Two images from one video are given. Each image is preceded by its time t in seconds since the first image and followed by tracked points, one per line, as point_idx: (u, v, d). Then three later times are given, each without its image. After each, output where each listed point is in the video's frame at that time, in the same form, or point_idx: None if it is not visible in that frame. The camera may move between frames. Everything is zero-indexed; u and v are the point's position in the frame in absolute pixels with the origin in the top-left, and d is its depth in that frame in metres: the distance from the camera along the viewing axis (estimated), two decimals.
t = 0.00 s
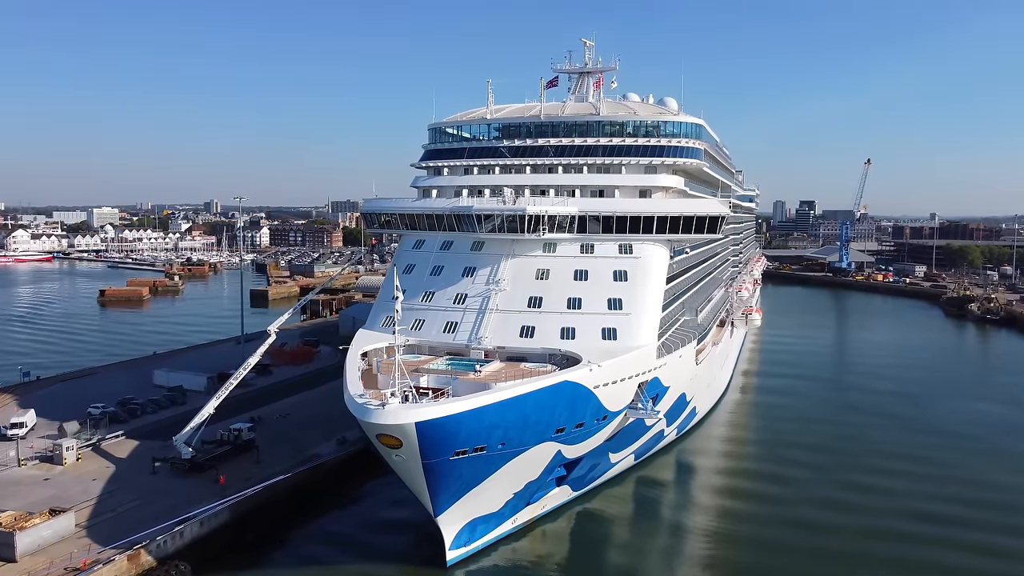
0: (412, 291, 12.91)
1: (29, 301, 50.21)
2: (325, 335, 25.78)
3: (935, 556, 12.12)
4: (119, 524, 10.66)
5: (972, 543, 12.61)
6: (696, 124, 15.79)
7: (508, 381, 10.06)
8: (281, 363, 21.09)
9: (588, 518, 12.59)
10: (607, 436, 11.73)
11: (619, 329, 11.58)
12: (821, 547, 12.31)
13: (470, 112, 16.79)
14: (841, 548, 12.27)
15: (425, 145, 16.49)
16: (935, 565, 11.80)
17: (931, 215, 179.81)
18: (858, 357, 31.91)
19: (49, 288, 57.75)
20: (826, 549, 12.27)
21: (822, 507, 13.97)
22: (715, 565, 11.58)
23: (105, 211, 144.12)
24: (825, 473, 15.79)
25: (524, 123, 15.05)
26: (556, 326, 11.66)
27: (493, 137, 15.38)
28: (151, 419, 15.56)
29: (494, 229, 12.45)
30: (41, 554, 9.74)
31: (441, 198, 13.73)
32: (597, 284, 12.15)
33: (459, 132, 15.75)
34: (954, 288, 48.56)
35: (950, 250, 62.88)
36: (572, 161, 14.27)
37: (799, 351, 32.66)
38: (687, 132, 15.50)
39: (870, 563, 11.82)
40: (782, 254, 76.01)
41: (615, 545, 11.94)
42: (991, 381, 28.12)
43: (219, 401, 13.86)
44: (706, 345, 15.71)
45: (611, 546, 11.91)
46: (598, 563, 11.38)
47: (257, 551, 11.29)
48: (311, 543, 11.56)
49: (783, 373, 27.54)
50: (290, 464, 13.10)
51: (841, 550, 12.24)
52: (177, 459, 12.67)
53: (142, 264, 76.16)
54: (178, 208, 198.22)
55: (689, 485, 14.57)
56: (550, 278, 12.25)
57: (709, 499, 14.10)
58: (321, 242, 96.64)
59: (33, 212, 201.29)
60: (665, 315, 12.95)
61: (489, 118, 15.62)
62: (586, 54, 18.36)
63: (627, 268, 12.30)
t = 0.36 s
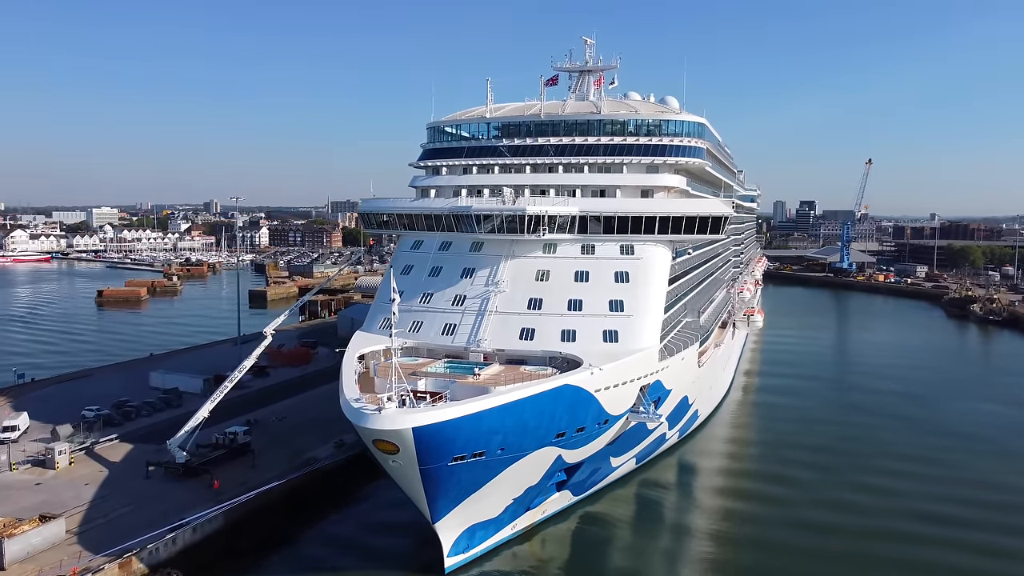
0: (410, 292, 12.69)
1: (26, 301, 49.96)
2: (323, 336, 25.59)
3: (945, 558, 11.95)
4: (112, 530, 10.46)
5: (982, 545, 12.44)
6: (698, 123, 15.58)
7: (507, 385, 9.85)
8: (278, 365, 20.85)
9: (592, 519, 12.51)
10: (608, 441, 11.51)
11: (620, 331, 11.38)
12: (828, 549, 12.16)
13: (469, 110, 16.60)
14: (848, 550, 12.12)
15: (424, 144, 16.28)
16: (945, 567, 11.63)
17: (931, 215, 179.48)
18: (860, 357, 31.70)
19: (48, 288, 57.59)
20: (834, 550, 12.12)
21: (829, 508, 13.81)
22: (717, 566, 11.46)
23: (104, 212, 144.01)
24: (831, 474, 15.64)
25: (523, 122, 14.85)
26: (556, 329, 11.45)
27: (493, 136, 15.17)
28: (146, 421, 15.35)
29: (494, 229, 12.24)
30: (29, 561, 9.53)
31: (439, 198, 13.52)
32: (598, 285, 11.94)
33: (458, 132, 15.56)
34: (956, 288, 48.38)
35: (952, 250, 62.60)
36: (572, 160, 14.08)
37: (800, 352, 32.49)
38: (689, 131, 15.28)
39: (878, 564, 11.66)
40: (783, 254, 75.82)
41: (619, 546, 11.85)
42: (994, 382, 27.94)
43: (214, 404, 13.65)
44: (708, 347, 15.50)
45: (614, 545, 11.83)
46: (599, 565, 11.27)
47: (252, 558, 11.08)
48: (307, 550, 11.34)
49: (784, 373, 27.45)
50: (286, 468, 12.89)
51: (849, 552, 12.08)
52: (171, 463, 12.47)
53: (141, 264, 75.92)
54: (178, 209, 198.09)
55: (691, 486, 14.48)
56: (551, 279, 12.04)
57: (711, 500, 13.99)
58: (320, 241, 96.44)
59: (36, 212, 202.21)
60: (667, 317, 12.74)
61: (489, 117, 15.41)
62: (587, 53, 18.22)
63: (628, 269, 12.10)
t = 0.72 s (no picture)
0: (408, 294, 12.50)
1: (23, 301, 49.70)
2: (322, 337, 25.40)
3: (959, 561, 11.87)
4: (104, 537, 10.27)
5: (996, 547, 12.37)
6: (700, 122, 15.39)
7: (507, 388, 9.67)
8: (276, 367, 20.66)
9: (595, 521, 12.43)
10: (610, 444, 11.33)
11: (622, 334, 11.19)
12: (842, 551, 12.08)
13: (468, 109, 16.42)
14: (862, 552, 12.04)
15: (422, 144, 16.10)
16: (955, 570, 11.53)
17: (932, 215, 179.46)
18: (862, 358, 31.54)
19: (46, 289, 57.36)
20: (848, 553, 12.04)
21: (841, 510, 13.74)
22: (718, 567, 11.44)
23: (104, 212, 143.99)
24: (842, 477, 15.58)
25: (523, 121, 14.67)
26: (556, 331, 11.27)
27: (492, 135, 14.99)
28: (141, 424, 15.16)
29: (493, 230, 12.05)
30: (19, 569, 9.34)
31: (438, 198, 13.34)
32: (600, 287, 11.75)
33: (457, 131, 15.37)
34: (957, 289, 48.24)
35: (953, 250, 62.39)
36: (573, 160, 13.91)
37: (802, 353, 32.35)
38: (691, 131, 15.10)
39: (893, 567, 11.58)
40: (783, 254, 75.66)
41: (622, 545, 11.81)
42: (997, 383, 27.81)
43: (210, 407, 13.46)
44: (711, 348, 15.32)
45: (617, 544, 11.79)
46: (602, 565, 11.19)
47: (247, 564, 10.90)
48: (303, 557, 11.15)
49: (785, 374, 27.38)
50: (283, 472, 12.70)
51: (863, 554, 12.00)
52: (165, 468, 12.28)
53: (139, 265, 75.63)
54: (179, 209, 198.45)
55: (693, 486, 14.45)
56: (551, 281, 11.86)
57: (713, 500, 13.96)
58: (320, 242, 96.24)
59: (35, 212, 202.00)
60: (670, 318, 12.57)
61: (488, 116, 15.23)
62: (587, 52, 18.06)
63: (630, 270, 11.92)
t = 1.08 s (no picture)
0: (406, 295, 12.30)
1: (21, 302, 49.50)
2: (320, 338, 25.19)
3: (969, 564, 11.88)
4: (96, 544, 10.07)
5: (1002, 549, 12.40)
6: (703, 120, 15.17)
7: (507, 392, 9.45)
8: (273, 368, 20.45)
9: (597, 522, 12.32)
10: (612, 449, 11.12)
11: (624, 336, 10.98)
12: (851, 554, 12.10)
13: (467, 108, 16.22)
14: (871, 555, 12.07)
15: (421, 143, 15.89)
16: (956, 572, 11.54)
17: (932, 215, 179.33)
18: (863, 358, 31.37)
19: (44, 289, 57.17)
20: (857, 556, 12.05)
21: (849, 512, 13.75)
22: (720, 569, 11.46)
23: (104, 213, 143.85)
24: (849, 477, 15.56)
25: (523, 120, 14.45)
26: (557, 333, 11.05)
27: (492, 134, 14.78)
28: (136, 427, 14.96)
29: (492, 230, 11.84)
30: None
31: (437, 198, 13.13)
32: (601, 288, 11.54)
33: (455, 130, 15.14)
34: (959, 290, 48.03)
35: (954, 251, 62.18)
36: (573, 159, 13.71)
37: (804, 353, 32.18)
38: (694, 129, 14.88)
39: (901, 570, 11.60)
40: (784, 254, 75.45)
41: (625, 547, 11.76)
42: (1001, 384, 27.63)
43: (204, 410, 13.24)
44: (713, 350, 15.12)
45: (620, 547, 11.74)
46: (603, 569, 11.12)
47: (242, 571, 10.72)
48: (300, 562, 10.96)
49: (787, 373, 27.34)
50: (279, 476, 12.49)
51: (872, 557, 12.02)
52: (159, 472, 12.07)
53: (138, 265, 75.42)
54: (178, 209, 198.27)
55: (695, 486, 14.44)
56: (552, 282, 11.65)
57: (715, 501, 13.96)
58: (319, 242, 96.01)
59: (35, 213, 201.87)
60: (672, 320, 12.37)
61: (488, 114, 15.01)
62: (588, 49, 17.86)
63: (632, 272, 11.71)
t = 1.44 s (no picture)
0: (403, 297, 12.10)
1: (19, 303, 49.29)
2: (318, 339, 24.99)
3: (975, 565, 11.71)
4: (86, 551, 9.86)
5: (1007, 549, 12.25)
6: (705, 119, 14.95)
7: (506, 397, 9.25)
8: (270, 370, 20.25)
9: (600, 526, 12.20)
10: (614, 453, 10.92)
11: (626, 339, 10.77)
12: (860, 555, 11.91)
13: (467, 107, 16.01)
14: (880, 555, 11.89)
15: (420, 142, 15.69)
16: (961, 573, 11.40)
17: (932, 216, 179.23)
18: (865, 359, 31.18)
19: (42, 290, 56.97)
20: (865, 557, 11.87)
21: (857, 512, 13.57)
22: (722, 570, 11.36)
23: (103, 213, 143.77)
24: (857, 478, 15.39)
25: (522, 119, 14.25)
26: (557, 336, 10.84)
27: (491, 133, 14.58)
28: (130, 431, 14.75)
29: (491, 231, 11.63)
30: None
31: (435, 198, 12.93)
32: (602, 290, 11.34)
33: (454, 129, 14.92)
34: (961, 290, 47.85)
35: (956, 251, 61.98)
36: (574, 159, 13.53)
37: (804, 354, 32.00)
38: (696, 128, 14.67)
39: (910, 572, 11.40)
40: (785, 254, 75.26)
41: (626, 551, 11.65)
42: (1005, 384, 27.44)
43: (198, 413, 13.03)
44: (715, 353, 14.91)
45: (622, 551, 11.63)
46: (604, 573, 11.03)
47: None
48: (295, 570, 10.76)
49: (790, 374, 27.21)
50: (274, 482, 12.29)
51: (881, 558, 11.82)
52: (152, 477, 11.86)
53: (137, 266, 75.26)
54: (178, 210, 198.16)
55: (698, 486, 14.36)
56: (552, 283, 11.45)
57: (717, 501, 13.86)
58: (319, 242, 95.85)
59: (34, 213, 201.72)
60: (674, 322, 12.17)
61: (487, 113, 14.81)
62: (589, 47, 17.66)
63: (634, 273, 11.51)
